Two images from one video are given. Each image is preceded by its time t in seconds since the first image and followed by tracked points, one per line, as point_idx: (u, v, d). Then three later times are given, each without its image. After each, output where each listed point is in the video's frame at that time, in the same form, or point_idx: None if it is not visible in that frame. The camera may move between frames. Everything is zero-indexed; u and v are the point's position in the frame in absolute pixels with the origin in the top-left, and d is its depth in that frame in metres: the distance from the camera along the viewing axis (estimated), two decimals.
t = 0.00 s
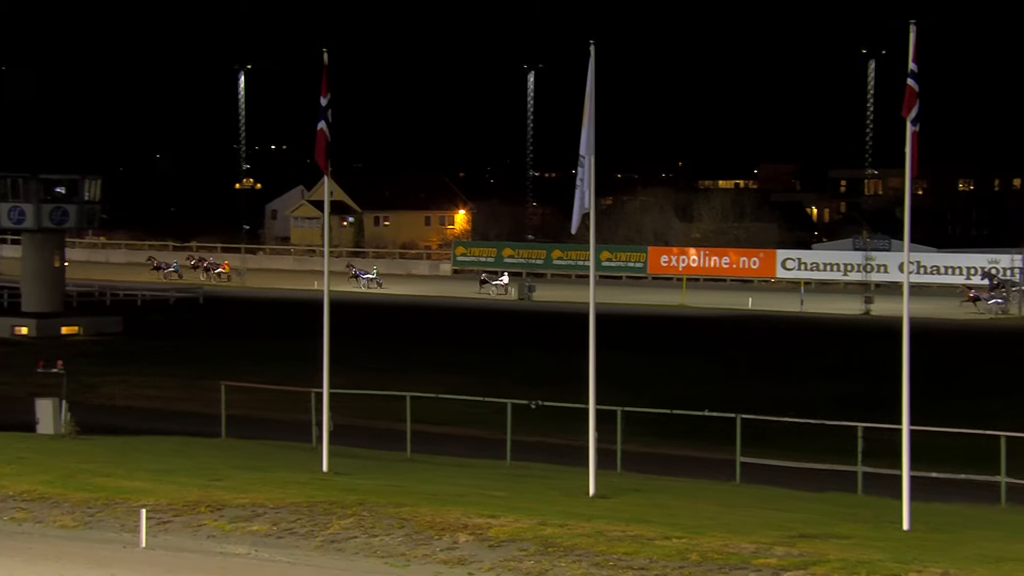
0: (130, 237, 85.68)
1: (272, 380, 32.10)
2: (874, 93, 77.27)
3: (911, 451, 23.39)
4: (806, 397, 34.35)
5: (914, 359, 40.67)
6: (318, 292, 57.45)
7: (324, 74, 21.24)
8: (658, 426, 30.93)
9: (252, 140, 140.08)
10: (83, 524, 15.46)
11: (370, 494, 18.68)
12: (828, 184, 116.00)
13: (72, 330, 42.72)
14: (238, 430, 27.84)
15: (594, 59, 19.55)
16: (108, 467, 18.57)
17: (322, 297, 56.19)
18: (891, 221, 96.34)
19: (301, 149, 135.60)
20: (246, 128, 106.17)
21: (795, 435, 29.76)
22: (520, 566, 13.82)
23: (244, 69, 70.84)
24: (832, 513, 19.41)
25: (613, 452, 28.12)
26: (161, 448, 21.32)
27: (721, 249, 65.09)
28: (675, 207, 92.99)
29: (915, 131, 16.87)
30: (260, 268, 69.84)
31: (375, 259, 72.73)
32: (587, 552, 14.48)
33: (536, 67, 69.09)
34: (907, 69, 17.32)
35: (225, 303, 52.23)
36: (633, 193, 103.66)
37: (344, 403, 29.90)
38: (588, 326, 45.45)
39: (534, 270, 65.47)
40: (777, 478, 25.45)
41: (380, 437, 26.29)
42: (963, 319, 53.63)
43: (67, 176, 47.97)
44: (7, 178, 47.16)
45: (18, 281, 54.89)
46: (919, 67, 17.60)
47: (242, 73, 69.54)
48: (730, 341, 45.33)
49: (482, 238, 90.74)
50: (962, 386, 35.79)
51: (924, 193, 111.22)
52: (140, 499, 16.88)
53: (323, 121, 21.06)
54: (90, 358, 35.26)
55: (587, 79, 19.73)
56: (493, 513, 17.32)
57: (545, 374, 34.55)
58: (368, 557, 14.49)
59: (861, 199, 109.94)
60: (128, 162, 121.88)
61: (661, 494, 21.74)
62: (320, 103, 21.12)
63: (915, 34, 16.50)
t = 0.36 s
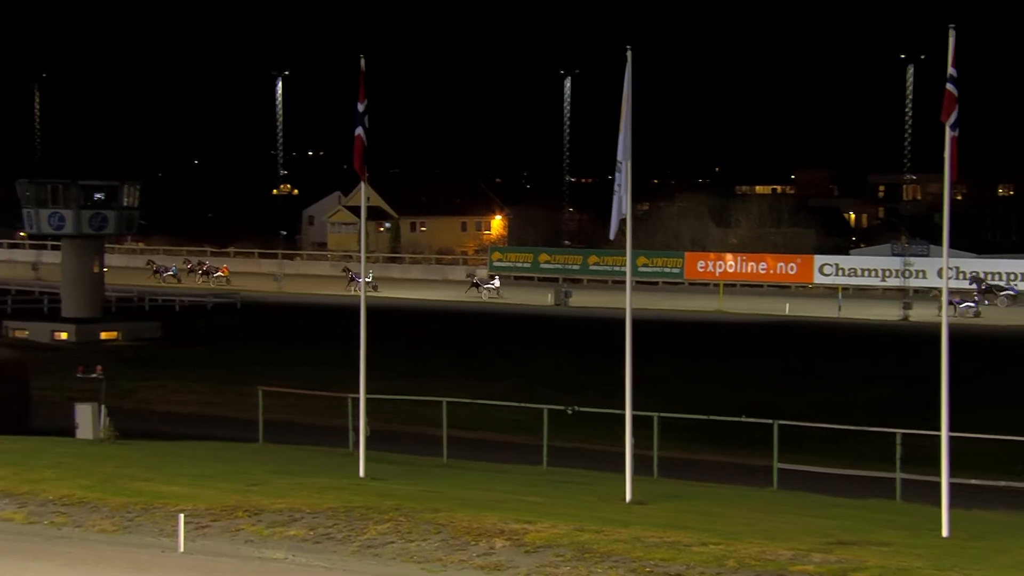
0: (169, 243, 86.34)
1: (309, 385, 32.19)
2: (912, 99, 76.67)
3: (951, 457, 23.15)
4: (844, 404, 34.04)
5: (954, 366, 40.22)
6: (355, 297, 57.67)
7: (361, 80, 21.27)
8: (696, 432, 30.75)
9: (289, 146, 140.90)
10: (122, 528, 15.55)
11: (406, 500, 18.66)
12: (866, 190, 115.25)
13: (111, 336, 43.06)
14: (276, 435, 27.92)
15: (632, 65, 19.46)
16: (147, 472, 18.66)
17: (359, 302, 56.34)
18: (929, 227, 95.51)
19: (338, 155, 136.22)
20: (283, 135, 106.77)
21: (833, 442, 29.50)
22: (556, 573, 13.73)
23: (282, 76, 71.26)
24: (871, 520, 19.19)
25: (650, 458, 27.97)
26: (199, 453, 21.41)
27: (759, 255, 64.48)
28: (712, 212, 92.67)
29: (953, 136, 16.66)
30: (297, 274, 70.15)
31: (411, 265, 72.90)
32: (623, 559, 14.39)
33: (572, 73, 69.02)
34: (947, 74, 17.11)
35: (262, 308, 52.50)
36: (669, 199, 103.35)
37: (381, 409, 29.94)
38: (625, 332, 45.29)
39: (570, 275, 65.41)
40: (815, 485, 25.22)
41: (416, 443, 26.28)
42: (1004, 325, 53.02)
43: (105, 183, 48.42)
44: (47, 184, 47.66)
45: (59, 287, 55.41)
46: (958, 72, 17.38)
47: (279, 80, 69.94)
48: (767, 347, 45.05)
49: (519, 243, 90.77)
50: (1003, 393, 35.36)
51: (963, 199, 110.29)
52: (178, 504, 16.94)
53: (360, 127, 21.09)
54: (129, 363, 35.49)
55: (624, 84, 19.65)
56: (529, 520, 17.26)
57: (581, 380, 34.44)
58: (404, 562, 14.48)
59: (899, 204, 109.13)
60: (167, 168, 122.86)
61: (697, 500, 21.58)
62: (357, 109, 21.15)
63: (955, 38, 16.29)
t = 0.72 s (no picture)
0: (212, 246, 87.10)
1: (349, 388, 32.25)
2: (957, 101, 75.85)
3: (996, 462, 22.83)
4: (887, 408, 33.68)
5: (999, 370, 39.68)
6: (396, 301, 57.82)
7: (402, 84, 21.27)
8: (738, 436, 30.53)
9: (331, 150, 141.64)
10: (165, 530, 15.63)
11: (446, 503, 18.62)
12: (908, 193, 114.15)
13: (153, 339, 43.41)
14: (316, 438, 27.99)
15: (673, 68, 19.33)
16: (189, 474, 18.74)
17: (399, 306, 56.50)
18: (974, 229, 94.40)
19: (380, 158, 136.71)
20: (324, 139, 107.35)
21: (876, 446, 29.19)
22: None
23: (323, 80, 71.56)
24: (914, 525, 18.94)
25: (691, 462, 27.79)
26: (240, 455, 21.49)
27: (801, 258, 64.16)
28: (754, 214, 92.13)
29: (998, 138, 16.39)
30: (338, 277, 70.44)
31: (451, 268, 73.02)
32: (664, 562, 14.27)
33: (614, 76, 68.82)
34: (992, 75, 16.84)
35: (304, 311, 52.77)
36: (710, 202, 102.89)
37: (421, 411, 29.96)
38: (665, 335, 45.09)
39: (611, 279, 65.26)
40: (858, 489, 24.95)
41: (456, 446, 26.27)
42: None
43: (149, 186, 48.37)
44: (92, 188, 47.69)
45: (102, 290, 55.94)
46: (1004, 73, 17.09)
47: (321, 84, 70.25)
48: (809, 351, 44.67)
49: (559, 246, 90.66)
50: None
51: (1009, 202, 108.90)
52: (219, 506, 17.01)
53: (400, 130, 21.09)
54: (171, 366, 35.73)
55: (666, 87, 19.53)
56: (568, 523, 17.19)
57: (622, 383, 34.29)
58: (445, 566, 14.45)
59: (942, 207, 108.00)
60: (209, 172, 123.80)
61: (738, 504, 21.39)
62: (398, 113, 21.15)
63: (999, 39, 16.04)
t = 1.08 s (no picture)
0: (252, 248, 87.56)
1: (389, 390, 32.30)
2: (1002, 102, 75.00)
3: None
4: (930, 410, 33.32)
5: None
6: (436, 303, 57.93)
7: (443, 86, 21.29)
8: (778, 438, 30.31)
9: (371, 152, 142.19)
10: (206, 531, 15.71)
11: (486, 506, 18.59)
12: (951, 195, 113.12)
13: (195, 340, 43.67)
14: (356, 439, 28.05)
15: (713, 70, 19.24)
16: (232, 475, 18.83)
17: (438, 308, 56.58)
18: (1018, 232, 93.25)
19: (420, 161, 137.07)
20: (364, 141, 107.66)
21: (919, 449, 28.88)
22: None
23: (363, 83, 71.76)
24: (958, 528, 18.69)
25: (731, 464, 27.60)
26: (280, 457, 21.56)
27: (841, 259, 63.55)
28: (794, 216, 91.53)
29: None
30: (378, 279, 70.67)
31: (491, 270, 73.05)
32: (704, 565, 14.16)
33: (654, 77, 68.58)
34: None
35: (344, 313, 52.98)
36: (751, 203, 102.35)
37: (461, 413, 29.96)
38: (705, 338, 44.84)
39: (650, 281, 65.09)
40: (900, 492, 24.69)
41: (496, 447, 26.24)
42: None
43: (190, 189, 48.75)
44: (134, 191, 47.84)
45: (144, 291, 56.38)
46: None
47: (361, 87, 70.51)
48: (850, 353, 44.25)
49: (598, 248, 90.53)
50: None
51: None
52: (259, 507, 17.06)
53: (440, 133, 21.13)
54: (212, 368, 35.96)
55: (706, 90, 19.44)
56: (607, 525, 17.11)
57: (662, 385, 34.12)
58: (485, 567, 14.42)
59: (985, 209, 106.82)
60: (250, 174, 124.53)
61: (778, 507, 21.23)
62: (438, 114, 21.16)
63: None
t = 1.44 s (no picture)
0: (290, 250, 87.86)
1: (427, 392, 32.31)
2: None
3: None
4: (972, 412, 32.94)
5: None
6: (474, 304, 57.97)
7: (481, 87, 21.25)
8: (818, 440, 30.07)
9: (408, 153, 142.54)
10: (245, 531, 15.76)
11: (524, 507, 18.53)
12: (993, 196, 112.07)
13: (234, 341, 43.96)
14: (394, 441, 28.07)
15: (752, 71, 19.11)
16: (271, 476, 18.87)
17: (477, 309, 56.59)
18: None
19: (457, 162, 137.25)
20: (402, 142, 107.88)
21: (961, 452, 28.54)
22: None
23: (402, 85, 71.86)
24: (1001, 531, 18.43)
25: (770, 466, 27.38)
26: (319, 457, 21.59)
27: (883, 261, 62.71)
28: (833, 217, 90.86)
29: None
30: (416, 280, 70.82)
31: (529, 271, 73.00)
32: (744, 567, 14.05)
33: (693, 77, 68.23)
34: None
35: (382, 314, 53.09)
36: (790, 204, 101.74)
37: (500, 414, 29.90)
38: (744, 339, 44.55)
39: (689, 282, 64.82)
40: (941, 495, 24.41)
41: (535, 448, 26.17)
42: None
43: (230, 190, 48.91)
44: (174, 192, 48.09)
45: (184, 293, 56.75)
46: None
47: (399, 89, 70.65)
48: (891, 355, 43.85)
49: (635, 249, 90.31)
50: None
51: None
52: (298, 508, 17.09)
53: (478, 134, 21.08)
54: (252, 369, 36.18)
55: (745, 91, 19.31)
56: (645, 526, 17.01)
57: (701, 387, 33.92)
58: (523, 569, 14.36)
59: None
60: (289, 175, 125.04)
61: (818, 509, 21.03)
62: (477, 116, 21.14)
63: None
